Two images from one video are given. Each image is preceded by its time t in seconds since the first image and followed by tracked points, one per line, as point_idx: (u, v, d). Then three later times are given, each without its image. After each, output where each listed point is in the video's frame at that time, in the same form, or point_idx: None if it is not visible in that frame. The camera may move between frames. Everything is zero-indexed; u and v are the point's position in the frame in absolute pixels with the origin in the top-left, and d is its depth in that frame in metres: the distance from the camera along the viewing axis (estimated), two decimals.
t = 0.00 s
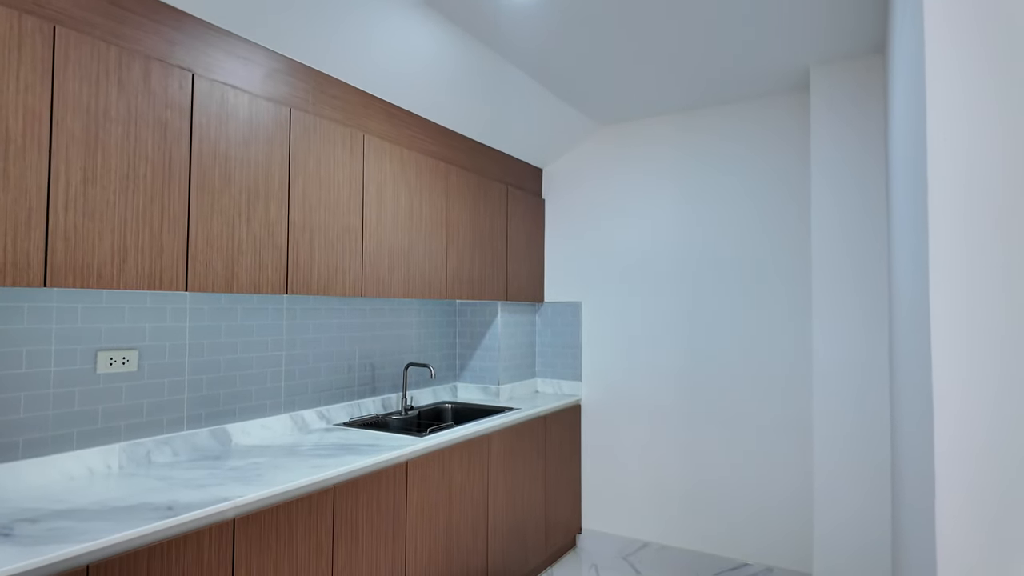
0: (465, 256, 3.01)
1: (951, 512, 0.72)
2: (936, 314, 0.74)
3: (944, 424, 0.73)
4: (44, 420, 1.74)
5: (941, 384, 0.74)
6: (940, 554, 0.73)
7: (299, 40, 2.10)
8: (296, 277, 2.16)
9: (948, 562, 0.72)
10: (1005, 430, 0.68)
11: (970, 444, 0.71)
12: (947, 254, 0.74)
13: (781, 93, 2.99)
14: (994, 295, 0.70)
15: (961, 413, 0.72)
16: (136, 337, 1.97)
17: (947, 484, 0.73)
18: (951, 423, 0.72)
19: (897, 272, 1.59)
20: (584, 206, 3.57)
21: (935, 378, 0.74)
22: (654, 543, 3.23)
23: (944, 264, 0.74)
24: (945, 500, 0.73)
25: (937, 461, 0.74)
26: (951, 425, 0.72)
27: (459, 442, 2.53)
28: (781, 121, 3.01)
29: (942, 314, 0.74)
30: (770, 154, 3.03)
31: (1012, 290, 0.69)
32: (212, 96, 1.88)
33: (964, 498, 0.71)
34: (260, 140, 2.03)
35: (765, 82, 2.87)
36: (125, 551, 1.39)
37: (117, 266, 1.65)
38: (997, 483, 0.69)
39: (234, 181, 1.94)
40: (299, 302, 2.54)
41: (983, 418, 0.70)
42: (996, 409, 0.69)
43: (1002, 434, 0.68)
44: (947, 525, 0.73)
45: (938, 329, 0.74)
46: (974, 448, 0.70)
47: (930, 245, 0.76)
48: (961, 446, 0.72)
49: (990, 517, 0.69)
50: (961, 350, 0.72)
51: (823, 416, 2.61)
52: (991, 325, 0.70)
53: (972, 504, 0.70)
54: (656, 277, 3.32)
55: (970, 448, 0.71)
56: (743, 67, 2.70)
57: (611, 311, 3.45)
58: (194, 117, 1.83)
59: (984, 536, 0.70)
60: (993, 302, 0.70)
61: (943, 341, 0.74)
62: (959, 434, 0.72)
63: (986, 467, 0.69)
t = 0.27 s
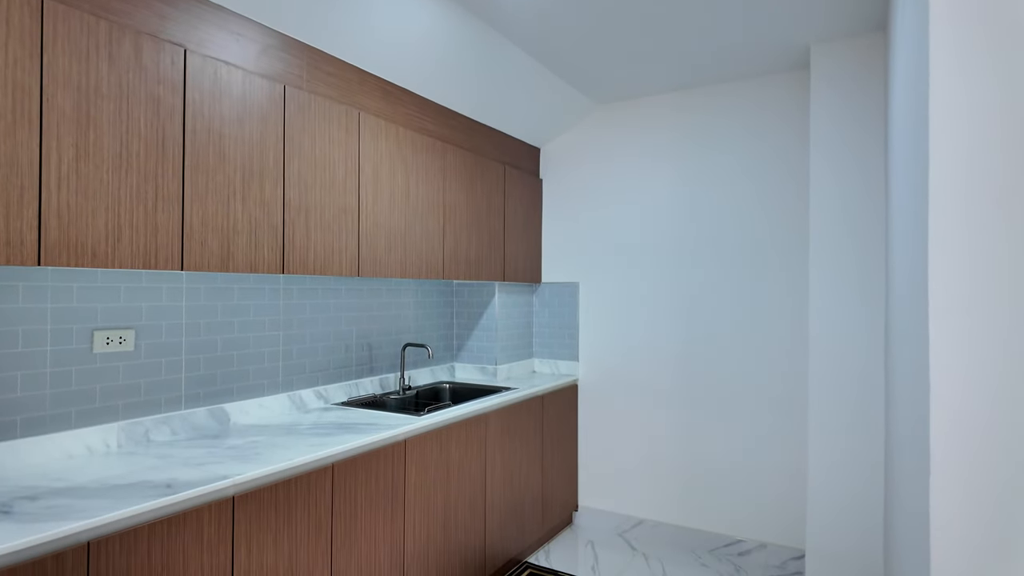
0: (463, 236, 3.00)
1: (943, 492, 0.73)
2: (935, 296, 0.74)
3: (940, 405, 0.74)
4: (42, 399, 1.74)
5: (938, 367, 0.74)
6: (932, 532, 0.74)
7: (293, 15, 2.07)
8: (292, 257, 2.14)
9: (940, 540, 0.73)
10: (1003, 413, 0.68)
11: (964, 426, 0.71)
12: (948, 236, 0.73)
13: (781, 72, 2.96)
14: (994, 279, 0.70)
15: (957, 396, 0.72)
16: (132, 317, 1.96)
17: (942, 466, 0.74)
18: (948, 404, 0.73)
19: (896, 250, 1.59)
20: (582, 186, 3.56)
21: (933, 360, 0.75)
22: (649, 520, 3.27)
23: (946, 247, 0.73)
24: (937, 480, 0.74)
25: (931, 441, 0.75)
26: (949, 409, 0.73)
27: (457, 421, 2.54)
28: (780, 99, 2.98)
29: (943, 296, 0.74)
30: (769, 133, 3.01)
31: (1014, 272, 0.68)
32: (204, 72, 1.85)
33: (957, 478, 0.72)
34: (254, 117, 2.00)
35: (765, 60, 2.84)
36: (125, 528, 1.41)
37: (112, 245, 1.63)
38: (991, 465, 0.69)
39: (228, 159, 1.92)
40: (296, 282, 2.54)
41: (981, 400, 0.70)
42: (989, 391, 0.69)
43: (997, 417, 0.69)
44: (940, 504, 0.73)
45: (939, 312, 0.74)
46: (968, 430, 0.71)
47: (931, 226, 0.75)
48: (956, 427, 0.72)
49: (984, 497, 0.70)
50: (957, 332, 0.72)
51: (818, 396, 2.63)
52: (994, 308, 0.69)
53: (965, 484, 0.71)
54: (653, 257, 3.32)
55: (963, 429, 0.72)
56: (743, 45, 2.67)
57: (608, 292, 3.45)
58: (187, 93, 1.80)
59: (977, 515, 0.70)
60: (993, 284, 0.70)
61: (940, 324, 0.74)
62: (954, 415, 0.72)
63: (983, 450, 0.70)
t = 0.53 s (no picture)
0: (460, 218, 2.99)
1: (940, 462, 0.76)
2: (935, 272, 0.76)
3: (935, 379, 0.76)
4: (40, 380, 1.74)
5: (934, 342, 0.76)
6: (928, 500, 0.77)
7: None
8: (289, 238, 2.13)
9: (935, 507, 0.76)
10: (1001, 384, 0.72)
11: (961, 400, 0.74)
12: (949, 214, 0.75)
13: (781, 51, 2.93)
14: (994, 257, 0.72)
15: (955, 370, 0.75)
16: (129, 298, 1.95)
17: (938, 438, 0.76)
18: (944, 379, 0.75)
19: (895, 228, 1.58)
20: (580, 167, 3.53)
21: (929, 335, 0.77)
22: (645, 499, 3.31)
23: (948, 225, 0.75)
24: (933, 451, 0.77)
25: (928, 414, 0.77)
26: (945, 383, 0.75)
27: (454, 402, 2.55)
28: (781, 79, 2.95)
29: (942, 273, 0.76)
30: (769, 113, 2.98)
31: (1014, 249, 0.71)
32: (197, 49, 1.82)
33: (953, 448, 0.75)
34: (248, 96, 1.98)
35: (765, 39, 2.80)
36: (125, 507, 1.41)
37: (106, 225, 1.62)
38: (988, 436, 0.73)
39: (223, 138, 1.90)
40: (293, 263, 2.53)
41: (978, 373, 0.73)
42: (987, 365, 0.73)
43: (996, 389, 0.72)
44: (937, 473, 0.77)
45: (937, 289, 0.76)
46: (965, 403, 0.74)
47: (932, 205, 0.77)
48: (952, 400, 0.75)
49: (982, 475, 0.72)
50: (954, 308, 0.75)
51: (814, 376, 2.64)
52: (994, 286, 0.72)
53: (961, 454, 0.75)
54: (651, 239, 3.31)
55: (960, 403, 0.74)
56: (744, 23, 2.64)
57: (606, 273, 3.45)
58: (180, 71, 1.77)
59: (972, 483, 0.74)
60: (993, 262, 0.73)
61: (939, 301, 0.76)
62: (950, 388, 0.75)
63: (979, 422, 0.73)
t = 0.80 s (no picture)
0: (457, 199, 2.97)
1: (935, 450, 0.73)
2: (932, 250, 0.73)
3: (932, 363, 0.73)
4: (37, 361, 1.74)
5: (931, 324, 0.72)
6: (923, 490, 0.74)
7: None
8: (284, 219, 2.12)
9: (931, 496, 0.73)
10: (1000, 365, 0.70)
11: (960, 384, 0.71)
12: (949, 189, 0.72)
13: (781, 30, 2.90)
14: (994, 232, 0.70)
15: (952, 352, 0.72)
16: (124, 279, 1.94)
17: (934, 425, 0.73)
18: (941, 362, 0.72)
19: (893, 207, 1.59)
20: (577, 148, 3.51)
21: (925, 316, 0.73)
22: (641, 479, 3.34)
23: (948, 201, 0.72)
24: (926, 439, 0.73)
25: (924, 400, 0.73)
26: (944, 367, 0.72)
27: (452, 383, 2.55)
28: (780, 58, 2.92)
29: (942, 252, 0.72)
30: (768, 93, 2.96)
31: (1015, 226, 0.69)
32: (190, 26, 1.79)
33: (950, 435, 0.72)
34: (243, 74, 1.95)
35: (765, 17, 2.77)
36: (124, 486, 1.42)
37: (100, 205, 1.60)
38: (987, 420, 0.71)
39: (217, 117, 1.88)
40: (289, 245, 2.51)
41: (977, 356, 0.71)
42: (987, 347, 0.71)
43: (994, 371, 0.70)
44: (931, 462, 0.73)
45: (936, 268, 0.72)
46: (963, 387, 0.71)
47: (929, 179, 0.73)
48: (950, 384, 0.72)
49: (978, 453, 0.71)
50: (954, 288, 0.72)
51: (810, 357, 2.66)
52: (994, 265, 0.70)
53: (957, 440, 0.72)
54: (649, 220, 3.30)
55: (956, 387, 0.72)
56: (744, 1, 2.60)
57: (603, 255, 3.45)
58: (173, 48, 1.75)
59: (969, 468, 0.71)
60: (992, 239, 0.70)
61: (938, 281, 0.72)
62: (947, 372, 0.72)
63: (978, 406, 0.71)
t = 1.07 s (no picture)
0: (455, 182, 2.96)
1: (931, 431, 0.73)
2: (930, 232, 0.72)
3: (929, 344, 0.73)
4: (34, 344, 1.74)
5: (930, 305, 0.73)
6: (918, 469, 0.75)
7: None
8: (281, 202, 2.11)
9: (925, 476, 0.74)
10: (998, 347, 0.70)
11: (957, 366, 0.72)
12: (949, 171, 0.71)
13: (782, 10, 2.86)
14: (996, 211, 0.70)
15: (950, 334, 0.72)
16: (120, 262, 1.93)
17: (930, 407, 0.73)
18: (939, 344, 0.72)
19: (891, 189, 1.58)
20: (575, 130, 3.49)
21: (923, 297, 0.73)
22: (637, 461, 3.37)
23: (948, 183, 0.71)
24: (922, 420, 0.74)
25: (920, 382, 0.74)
26: (941, 349, 0.72)
27: (450, 366, 2.56)
28: (780, 39, 2.90)
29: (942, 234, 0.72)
30: (768, 74, 2.93)
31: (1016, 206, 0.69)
32: (183, 5, 1.76)
33: (946, 416, 0.72)
34: (237, 54, 1.93)
35: None
36: (124, 468, 1.43)
37: (94, 187, 1.59)
38: (984, 402, 0.71)
39: (212, 99, 1.86)
40: (286, 228, 2.50)
41: (975, 338, 0.71)
42: (985, 328, 0.70)
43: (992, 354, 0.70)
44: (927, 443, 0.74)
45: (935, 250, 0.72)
46: (961, 369, 0.71)
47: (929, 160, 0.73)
48: (947, 365, 0.72)
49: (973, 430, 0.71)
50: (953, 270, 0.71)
51: (807, 341, 2.67)
52: (995, 245, 0.70)
53: (953, 421, 0.72)
54: (647, 203, 3.29)
55: (955, 368, 0.72)
56: None
57: (601, 239, 3.44)
58: (166, 28, 1.73)
59: (965, 449, 0.72)
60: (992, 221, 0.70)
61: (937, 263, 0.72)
62: (947, 353, 0.72)
63: (975, 388, 0.71)
